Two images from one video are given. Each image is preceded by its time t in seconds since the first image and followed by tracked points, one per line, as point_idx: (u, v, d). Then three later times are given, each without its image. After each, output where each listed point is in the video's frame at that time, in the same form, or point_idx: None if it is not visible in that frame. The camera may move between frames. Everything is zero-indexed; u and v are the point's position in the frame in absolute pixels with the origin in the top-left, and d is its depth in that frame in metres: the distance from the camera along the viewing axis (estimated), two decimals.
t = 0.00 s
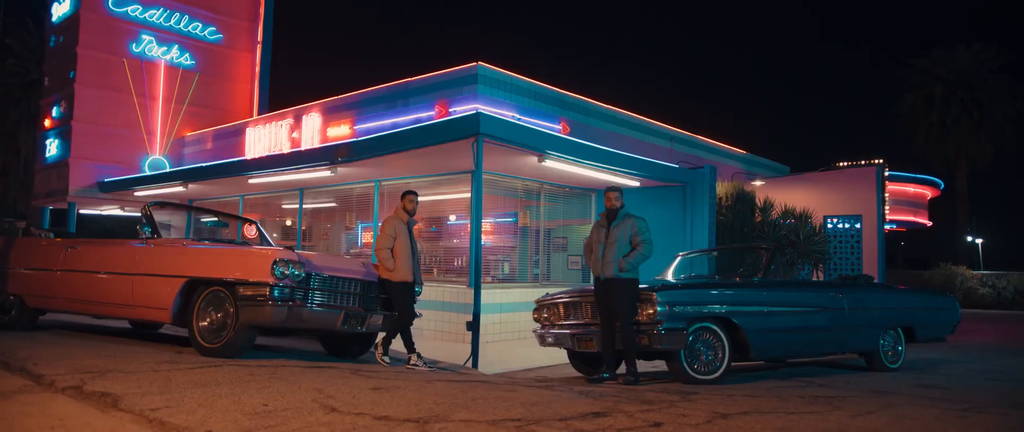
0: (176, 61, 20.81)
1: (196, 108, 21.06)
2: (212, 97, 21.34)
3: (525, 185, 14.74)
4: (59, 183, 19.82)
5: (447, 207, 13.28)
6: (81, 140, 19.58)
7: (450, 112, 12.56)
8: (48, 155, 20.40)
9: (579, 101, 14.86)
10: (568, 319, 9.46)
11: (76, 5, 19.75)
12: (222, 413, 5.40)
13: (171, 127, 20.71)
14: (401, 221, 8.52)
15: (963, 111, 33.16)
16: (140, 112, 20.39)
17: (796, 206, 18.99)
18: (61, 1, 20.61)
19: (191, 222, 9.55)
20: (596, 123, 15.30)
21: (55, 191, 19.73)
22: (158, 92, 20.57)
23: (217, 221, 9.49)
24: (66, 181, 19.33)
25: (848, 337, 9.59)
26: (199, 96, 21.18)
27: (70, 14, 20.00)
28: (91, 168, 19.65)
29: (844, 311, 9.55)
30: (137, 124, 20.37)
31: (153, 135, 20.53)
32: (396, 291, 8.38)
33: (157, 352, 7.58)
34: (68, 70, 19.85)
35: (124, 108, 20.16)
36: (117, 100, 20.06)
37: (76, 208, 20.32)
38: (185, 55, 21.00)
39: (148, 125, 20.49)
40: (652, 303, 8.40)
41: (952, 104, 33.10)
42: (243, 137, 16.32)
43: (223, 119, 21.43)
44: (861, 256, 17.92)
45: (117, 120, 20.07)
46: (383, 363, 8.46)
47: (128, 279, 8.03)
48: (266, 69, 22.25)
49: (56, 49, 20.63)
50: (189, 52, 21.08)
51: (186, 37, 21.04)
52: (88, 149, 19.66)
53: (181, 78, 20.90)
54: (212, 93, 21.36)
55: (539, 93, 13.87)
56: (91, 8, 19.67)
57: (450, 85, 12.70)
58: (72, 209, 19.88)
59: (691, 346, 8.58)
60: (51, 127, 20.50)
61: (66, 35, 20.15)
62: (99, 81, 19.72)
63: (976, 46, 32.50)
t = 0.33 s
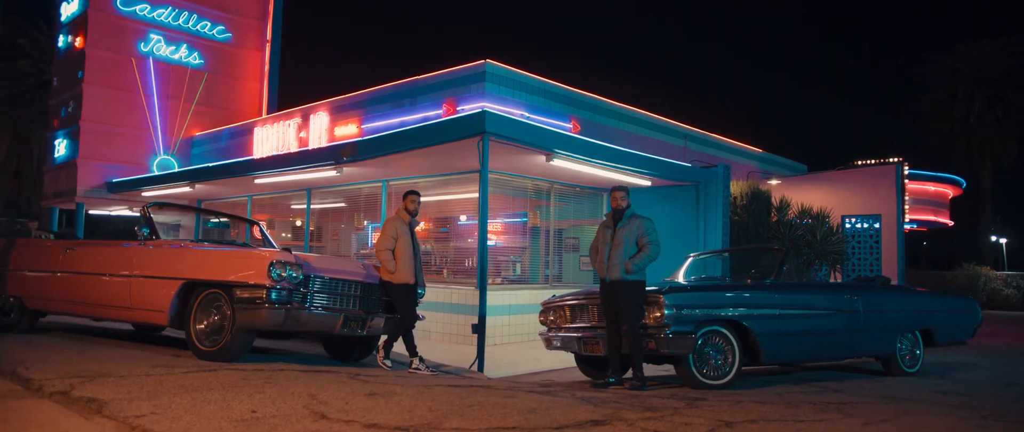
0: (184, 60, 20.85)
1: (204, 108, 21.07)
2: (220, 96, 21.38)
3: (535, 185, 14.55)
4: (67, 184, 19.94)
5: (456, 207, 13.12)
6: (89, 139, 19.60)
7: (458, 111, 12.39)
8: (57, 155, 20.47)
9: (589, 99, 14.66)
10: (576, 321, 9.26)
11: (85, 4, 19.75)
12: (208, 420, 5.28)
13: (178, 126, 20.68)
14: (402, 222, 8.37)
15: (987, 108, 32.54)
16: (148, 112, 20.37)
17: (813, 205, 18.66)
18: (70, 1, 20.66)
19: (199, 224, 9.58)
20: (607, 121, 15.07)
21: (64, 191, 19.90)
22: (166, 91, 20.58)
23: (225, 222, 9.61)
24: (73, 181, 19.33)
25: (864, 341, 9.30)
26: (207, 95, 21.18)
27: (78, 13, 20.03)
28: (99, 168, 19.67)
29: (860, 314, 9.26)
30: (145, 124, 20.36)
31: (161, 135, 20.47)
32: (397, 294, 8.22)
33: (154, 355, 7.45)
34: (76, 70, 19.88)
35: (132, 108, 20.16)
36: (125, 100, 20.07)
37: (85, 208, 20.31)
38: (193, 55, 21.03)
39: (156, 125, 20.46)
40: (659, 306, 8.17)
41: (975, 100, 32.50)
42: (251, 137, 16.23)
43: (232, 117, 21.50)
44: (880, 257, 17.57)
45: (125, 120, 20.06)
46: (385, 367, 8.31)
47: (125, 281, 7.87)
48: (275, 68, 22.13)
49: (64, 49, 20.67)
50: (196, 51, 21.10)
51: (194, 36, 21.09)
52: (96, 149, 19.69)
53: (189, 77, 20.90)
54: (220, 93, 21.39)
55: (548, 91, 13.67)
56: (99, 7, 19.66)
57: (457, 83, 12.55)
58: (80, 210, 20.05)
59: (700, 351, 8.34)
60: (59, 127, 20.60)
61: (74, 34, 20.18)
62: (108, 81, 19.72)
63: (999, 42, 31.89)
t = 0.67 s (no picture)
0: (192, 57, 20.40)
1: (212, 106, 20.61)
2: (228, 93, 20.84)
3: (547, 183, 14.28)
4: (73, 183, 19.55)
5: (465, 207, 12.89)
6: (95, 138, 19.31)
7: (468, 108, 12.26)
8: (64, 153, 20.15)
9: (603, 94, 14.38)
10: (586, 325, 8.97)
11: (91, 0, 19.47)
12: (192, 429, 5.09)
13: (187, 125, 20.33)
14: (405, 222, 8.17)
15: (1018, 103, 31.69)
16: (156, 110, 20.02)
17: (836, 203, 18.23)
18: None
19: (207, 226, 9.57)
20: (621, 117, 14.78)
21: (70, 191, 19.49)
22: (172, 88, 20.15)
23: (234, 220, 9.44)
24: (80, 180, 19.05)
25: (884, 345, 8.94)
26: (215, 93, 20.71)
27: (85, 10, 19.75)
28: (105, 168, 19.35)
29: (880, 317, 8.90)
30: (152, 122, 19.99)
31: (168, 133, 20.10)
32: (399, 295, 8.00)
33: (148, 358, 7.27)
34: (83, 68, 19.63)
35: (139, 106, 19.84)
36: (132, 98, 19.74)
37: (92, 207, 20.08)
38: (201, 51, 20.53)
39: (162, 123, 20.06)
40: (669, 309, 7.88)
41: (1006, 95, 31.66)
42: (261, 135, 16.13)
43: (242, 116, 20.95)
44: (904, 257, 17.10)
45: (132, 118, 19.75)
46: (388, 371, 8.08)
47: (120, 284, 7.71)
48: (285, 64, 21.50)
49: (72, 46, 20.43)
50: (205, 48, 20.60)
51: (202, 33, 20.59)
52: (102, 147, 19.37)
53: (197, 75, 20.46)
54: (228, 90, 20.85)
55: (560, 87, 13.42)
56: (105, 4, 19.34)
57: (467, 79, 12.42)
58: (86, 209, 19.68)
59: (712, 355, 8.03)
60: (66, 125, 20.30)
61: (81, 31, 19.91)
62: (113, 79, 19.44)
63: None
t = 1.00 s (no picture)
0: (200, 54, 19.73)
1: (221, 103, 19.94)
2: (237, 91, 20.22)
3: (559, 182, 14.03)
4: (79, 182, 18.95)
5: (474, 207, 12.71)
6: (101, 136, 18.62)
7: (477, 104, 12.09)
8: (70, 152, 19.47)
9: (616, 90, 14.12)
10: (595, 327, 8.70)
11: None
12: None
13: (195, 123, 19.62)
14: (406, 221, 7.99)
15: None
16: (163, 108, 19.33)
17: (858, 202, 17.82)
18: None
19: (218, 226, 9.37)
20: (635, 113, 14.53)
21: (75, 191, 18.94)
22: (180, 86, 19.47)
23: (241, 219, 9.33)
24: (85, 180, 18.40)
25: (905, 349, 8.60)
26: (224, 91, 20.07)
27: (91, 7, 19.11)
28: (112, 167, 18.69)
29: (900, 319, 8.56)
30: (159, 120, 19.33)
31: (176, 132, 19.38)
32: (400, 296, 7.81)
33: (141, 361, 7.10)
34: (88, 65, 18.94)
35: (146, 104, 19.16)
36: (139, 95, 19.05)
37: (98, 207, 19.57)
38: (209, 48, 19.89)
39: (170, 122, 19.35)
40: (679, 311, 7.60)
41: None
42: (268, 132, 16.03)
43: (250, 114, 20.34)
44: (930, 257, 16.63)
45: (138, 116, 19.08)
46: (389, 375, 7.89)
47: (116, 285, 7.57)
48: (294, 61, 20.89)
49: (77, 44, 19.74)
50: (213, 44, 19.95)
51: (210, 29, 19.94)
52: (108, 146, 18.68)
53: (205, 72, 19.81)
54: (237, 88, 20.24)
55: (571, 82, 13.21)
56: None
57: (476, 75, 12.25)
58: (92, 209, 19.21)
59: (723, 359, 7.74)
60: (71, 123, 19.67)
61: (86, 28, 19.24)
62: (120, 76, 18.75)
63: None
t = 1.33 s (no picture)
0: (208, 50, 19.53)
1: (229, 100, 19.73)
2: (246, 88, 19.97)
3: (573, 179, 13.80)
4: (86, 181, 18.79)
5: (484, 206, 12.51)
6: (108, 134, 18.43)
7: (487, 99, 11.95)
8: (77, 150, 19.27)
9: (630, 85, 13.90)
10: (605, 329, 8.46)
11: None
12: None
13: (203, 120, 19.44)
14: (408, 220, 7.81)
15: None
16: (171, 105, 19.15)
17: (880, 200, 17.43)
18: None
19: (224, 226, 9.22)
20: (650, 109, 14.27)
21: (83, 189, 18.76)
22: (188, 82, 19.30)
23: (249, 220, 9.15)
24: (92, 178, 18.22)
25: (926, 352, 8.29)
26: (233, 88, 19.81)
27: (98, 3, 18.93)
28: (119, 165, 18.54)
29: (920, 321, 8.24)
30: (167, 118, 19.15)
31: (184, 129, 19.26)
32: (402, 296, 7.64)
33: (136, 363, 6.95)
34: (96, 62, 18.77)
35: (153, 100, 18.96)
36: (146, 92, 18.86)
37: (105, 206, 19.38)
38: (218, 44, 19.67)
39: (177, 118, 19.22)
40: (688, 312, 7.35)
41: None
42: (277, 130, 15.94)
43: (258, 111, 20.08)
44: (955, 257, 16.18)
45: (145, 113, 18.86)
46: (390, 377, 7.72)
47: (112, 285, 7.45)
48: (305, 58, 20.61)
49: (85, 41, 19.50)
50: (222, 41, 19.72)
51: (219, 25, 19.72)
52: (115, 144, 18.49)
53: (213, 68, 19.59)
54: (246, 84, 20.00)
55: (585, 77, 13.02)
56: None
57: (486, 70, 12.11)
58: (99, 208, 18.95)
59: (734, 361, 7.46)
60: (79, 121, 19.44)
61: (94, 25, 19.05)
62: (127, 72, 18.55)
63: None
